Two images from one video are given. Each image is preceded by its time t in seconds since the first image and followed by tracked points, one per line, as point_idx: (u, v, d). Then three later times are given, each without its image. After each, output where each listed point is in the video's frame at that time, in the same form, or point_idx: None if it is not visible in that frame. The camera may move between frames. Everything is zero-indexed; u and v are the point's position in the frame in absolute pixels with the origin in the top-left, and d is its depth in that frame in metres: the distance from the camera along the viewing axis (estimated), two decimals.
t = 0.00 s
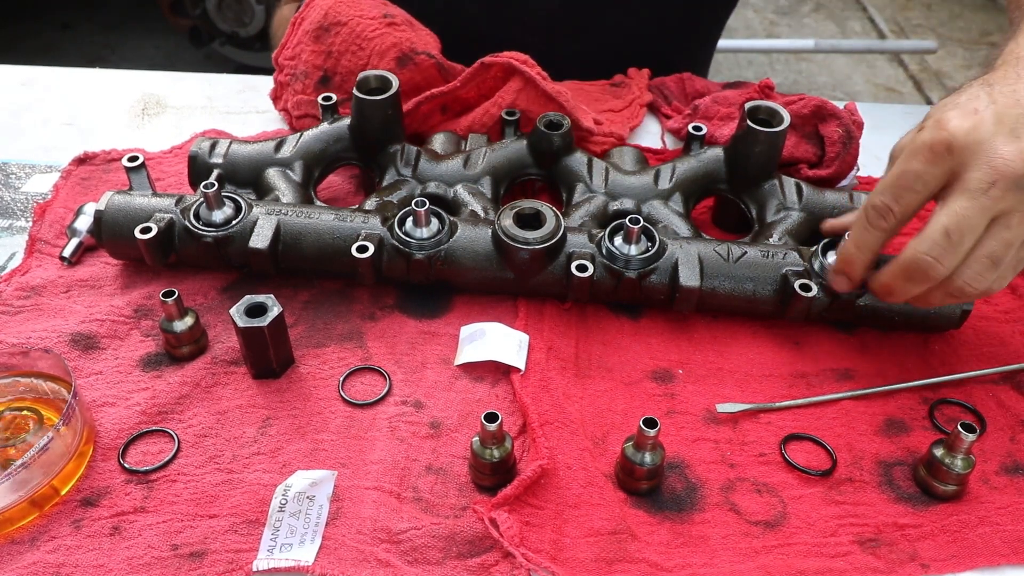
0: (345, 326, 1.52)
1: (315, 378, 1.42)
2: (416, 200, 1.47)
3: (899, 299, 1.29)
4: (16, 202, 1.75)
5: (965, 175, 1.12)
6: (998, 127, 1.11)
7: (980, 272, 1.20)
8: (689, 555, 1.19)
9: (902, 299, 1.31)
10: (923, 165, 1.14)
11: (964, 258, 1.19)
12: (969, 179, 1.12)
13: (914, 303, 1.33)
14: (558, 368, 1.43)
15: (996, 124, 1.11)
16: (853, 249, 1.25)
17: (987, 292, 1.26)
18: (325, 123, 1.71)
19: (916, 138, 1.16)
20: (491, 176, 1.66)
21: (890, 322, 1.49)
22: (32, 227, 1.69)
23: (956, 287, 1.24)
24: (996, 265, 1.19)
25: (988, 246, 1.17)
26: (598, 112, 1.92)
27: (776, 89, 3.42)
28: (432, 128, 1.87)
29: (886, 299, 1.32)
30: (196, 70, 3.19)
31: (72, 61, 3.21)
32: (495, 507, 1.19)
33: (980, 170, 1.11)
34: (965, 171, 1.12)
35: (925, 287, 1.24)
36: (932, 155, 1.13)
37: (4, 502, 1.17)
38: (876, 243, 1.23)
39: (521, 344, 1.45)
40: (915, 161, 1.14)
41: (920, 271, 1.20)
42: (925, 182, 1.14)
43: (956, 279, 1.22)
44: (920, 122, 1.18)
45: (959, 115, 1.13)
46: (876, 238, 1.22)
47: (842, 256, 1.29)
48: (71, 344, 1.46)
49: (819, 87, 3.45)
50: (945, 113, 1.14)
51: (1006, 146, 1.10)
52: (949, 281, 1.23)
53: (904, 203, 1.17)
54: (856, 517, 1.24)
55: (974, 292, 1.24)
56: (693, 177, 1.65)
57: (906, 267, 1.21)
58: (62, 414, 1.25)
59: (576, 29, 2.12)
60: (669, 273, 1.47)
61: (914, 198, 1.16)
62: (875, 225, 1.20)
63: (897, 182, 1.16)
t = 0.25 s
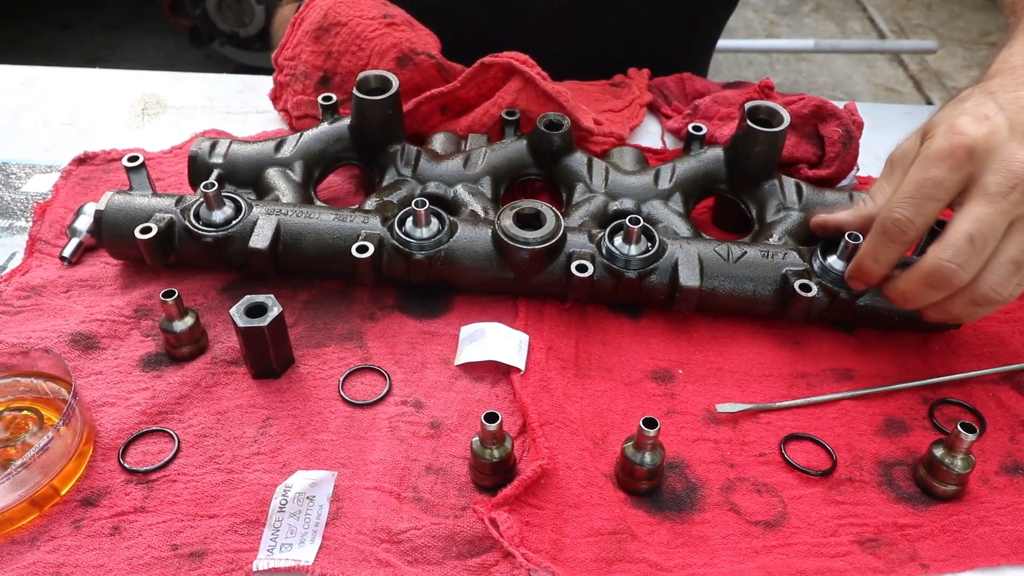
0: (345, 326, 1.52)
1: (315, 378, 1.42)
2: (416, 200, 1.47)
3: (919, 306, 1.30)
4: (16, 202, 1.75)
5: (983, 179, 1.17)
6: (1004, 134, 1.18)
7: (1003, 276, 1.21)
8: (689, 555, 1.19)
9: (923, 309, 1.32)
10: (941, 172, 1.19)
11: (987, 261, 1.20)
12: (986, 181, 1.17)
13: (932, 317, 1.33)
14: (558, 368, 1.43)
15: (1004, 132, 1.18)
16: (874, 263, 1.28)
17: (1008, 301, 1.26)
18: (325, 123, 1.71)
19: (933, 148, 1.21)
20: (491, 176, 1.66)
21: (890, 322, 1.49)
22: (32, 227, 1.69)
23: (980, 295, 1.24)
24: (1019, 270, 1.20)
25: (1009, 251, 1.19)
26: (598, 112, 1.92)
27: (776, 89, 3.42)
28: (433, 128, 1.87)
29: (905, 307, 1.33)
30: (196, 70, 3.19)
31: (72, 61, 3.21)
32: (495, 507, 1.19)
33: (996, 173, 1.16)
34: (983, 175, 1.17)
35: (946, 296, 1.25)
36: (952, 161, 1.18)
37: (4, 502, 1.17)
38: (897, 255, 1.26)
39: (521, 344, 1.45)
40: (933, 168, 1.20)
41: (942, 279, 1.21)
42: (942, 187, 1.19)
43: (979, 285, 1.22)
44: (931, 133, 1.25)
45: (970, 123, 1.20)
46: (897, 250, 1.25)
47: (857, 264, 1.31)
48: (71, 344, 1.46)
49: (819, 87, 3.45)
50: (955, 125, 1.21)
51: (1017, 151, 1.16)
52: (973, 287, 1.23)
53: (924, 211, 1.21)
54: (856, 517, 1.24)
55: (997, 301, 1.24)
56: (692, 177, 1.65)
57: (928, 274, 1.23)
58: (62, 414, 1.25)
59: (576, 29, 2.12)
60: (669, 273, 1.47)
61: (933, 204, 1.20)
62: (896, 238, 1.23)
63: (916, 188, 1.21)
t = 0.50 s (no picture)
0: (345, 326, 1.52)
1: (315, 378, 1.42)
2: (416, 200, 1.47)
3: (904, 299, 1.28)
4: (16, 202, 1.75)
5: (953, 162, 1.14)
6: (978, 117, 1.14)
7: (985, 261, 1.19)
8: (689, 555, 1.19)
9: (910, 299, 1.30)
10: (911, 157, 1.16)
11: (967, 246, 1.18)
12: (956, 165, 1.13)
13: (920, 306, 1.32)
14: (558, 367, 1.43)
15: (975, 115, 1.14)
16: (853, 258, 1.24)
17: (992, 285, 1.24)
18: (325, 123, 1.71)
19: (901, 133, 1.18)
20: (491, 176, 1.66)
21: (889, 322, 1.49)
22: (32, 227, 1.69)
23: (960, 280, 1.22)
24: (999, 252, 1.19)
25: (987, 234, 1.16)
26: (598, 113, 1.92)
27: (776, 89, 3.42)
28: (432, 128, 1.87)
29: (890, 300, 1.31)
30: (196, 70, 3.19)
31: (72, 61, 3.22)
32: (495, 507, 1.19)
33: (967, 155, 1.12)
34: (953, 159, 1.14)
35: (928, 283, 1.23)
36: (920, 146, 1.15)
37: (4, 502, 1.17)
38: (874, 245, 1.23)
39: (521, 344, 1.45)
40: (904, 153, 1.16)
41: (922, 268, 1.20)
42: (913, 172, 1.16)
43: (960, 270, 1.21)
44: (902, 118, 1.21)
45: (940, 108, 1.16)
46: (872, 240, 1.21)
47: (836, 266, 1.27)
48: (71, 344, 1.46)
49: (819, 87, 3.45)
50: (924, 109, 1.17)
51: (990, 134, 1.12)
52: (954, 272, 1.21)
53: (899, 198, 1.17)
54: (856, 517, 1.24)
55: (982, 287, 1.23)
56: (693, 177, 1.65)
57: (908, 262, 1.20)
58: (62, 414, 1.25)
59: (576, 28, 2.12)
60: (668, 273, 1.47)
61: (904, 189, 1.16)
62: (872, 226, 1.20)
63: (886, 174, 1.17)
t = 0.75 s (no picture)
0: (345, 326, 1.52)
1: (315, 378, 1.42)
2: (416, 200, 1.47)
3: (897, 292, 1.19)
4: (16, 202, 1.75)
5: (941, 153, 1.06)
6: (966, 105, 1.07)
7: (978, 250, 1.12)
8: (689, 555, 1.19)
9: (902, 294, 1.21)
10: (896, 149, 1.08)
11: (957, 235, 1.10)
12: (945, 153, 1.06)
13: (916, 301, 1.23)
14: (558, 367, 1.43)
15: (964, 103, 1.07)
16: (846, 249, 1.14)
17: (984, 275, 1.16)
18: (325, 123, 1.71)
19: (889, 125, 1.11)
20: (491, 176, 1.66)
21: (889, 322, 1.49)
22: (32, 227, 1.69)
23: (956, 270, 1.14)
24: (989, 241, 1.11)
25: (977, 223, 1.09)
26: (598, 112, 1.92)
27: (776, 89, 3.42)
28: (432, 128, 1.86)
29: (884, 295, 1.22)
30: (196, 70, 3.19)
31: (72, 61, 3.22)
32: (495, 507, 1.19)
33: (955, 144, 1.05)
34: (941, 149, 1.06)
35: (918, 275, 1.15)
36: (906, 137, 1.08)
37: (4, 502, 1.17)
38: (869, 239, 1.14)
39: (521, 344, 1.45)
40: (889, 145, 1.09)
41: (914, 259, 1.12)
42: (902, 165, 1.08)
43: (953, 261, 1.13)
44: (890, 112, 1.14)
45: (928, 98, 1.09)
46: (862, 233, 1.12)
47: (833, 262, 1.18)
48: (71, 344, 1.46)
49: (819, 87, 3.45)
50: (910, 100, 1.10)
51: (978, 122, 1.05)
52: (947, 264, 1.13)
53: (888, 188, 1.09)
54: (856, 517, 1.24)
55: (973, 275, 1.15)
56: (692, 177, 1.65)
57: (898, 255, 1.12)
58: (62, 414, 1.25)
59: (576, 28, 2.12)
60: (669, 273, 1.47)
61: (894, 182, 1.09)
62: (865, 219, 1.11)
63: (876, 168, 1.09)
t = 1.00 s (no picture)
0: (345, 326, 1.52)
1: (315, 378, 1.42)
2: (416, 200, 1.47)
3: (883, 279, 1.15)
4: (16, 202, 1.75)
5: (926, 134, 1.02)
6: (949, 85, 1.04)
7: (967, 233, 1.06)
8: (689, 555, 1.19)
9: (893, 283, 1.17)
10: (880, 130, 1.05)
11: (943, 216, 1.05)
12: (930, 132, 1.02)
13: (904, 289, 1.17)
14: (558, 367, 1.43)
15: (948, 84, 1.04)
16: (833, 230, 1.15)
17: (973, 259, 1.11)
18: (325, 123, 1.71)
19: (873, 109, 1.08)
20: (491, 176, 1.66)
21: (889, 322, 1.49)
22: (32, 227, 1.69)
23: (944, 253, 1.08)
24: (978, 224, 1.05)
25: (965, 205, 1.03)
26: (598, 112, 1.92)
27: (776, 89, 3.42)
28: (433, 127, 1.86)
29: (871, 283, 1.18)
30: (196, 70, 3.19)
31: (72, 61, 3.22)
32: (495, 507, 1.19)
33: (940, 124, 1.01)
34: (926, 130, 1.02)
35: (906, 259, 1.10)
36: (890, 119, 1.04)
37: (4, 502, 1.17)
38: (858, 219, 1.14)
39: (521, 344, 1.45)
40: (872, 126, 1.06)
41: (900, 241, 1.08)
42: (887, 147, 1.05)
43: (939, 242, 1.07)
44: (873, 93, 1.11)
45: (913, 80, 1.06)
46: (847, 215, 1.12)
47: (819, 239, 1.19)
48: (71, 344, 1.46)
49: (819, 87, 3.45)
50: (895, 82, 1.07)
51: (963, 101, 1.01)
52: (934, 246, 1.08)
53: (869, 170, 1.07)
54: (856, 517, 1.24)
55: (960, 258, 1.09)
56: (692, 177, 1.65)
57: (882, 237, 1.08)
58: (62, 413, 1.25)
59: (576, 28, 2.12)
60: (668, 273, 1.47)
61: (877, 163, 1.06)
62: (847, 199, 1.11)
63: (858, 150, 1.07)
